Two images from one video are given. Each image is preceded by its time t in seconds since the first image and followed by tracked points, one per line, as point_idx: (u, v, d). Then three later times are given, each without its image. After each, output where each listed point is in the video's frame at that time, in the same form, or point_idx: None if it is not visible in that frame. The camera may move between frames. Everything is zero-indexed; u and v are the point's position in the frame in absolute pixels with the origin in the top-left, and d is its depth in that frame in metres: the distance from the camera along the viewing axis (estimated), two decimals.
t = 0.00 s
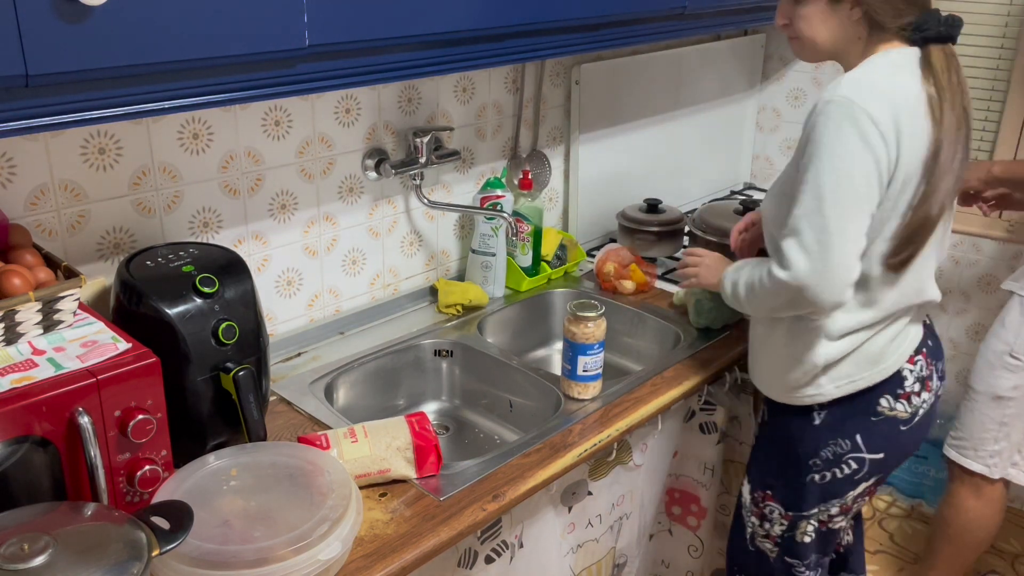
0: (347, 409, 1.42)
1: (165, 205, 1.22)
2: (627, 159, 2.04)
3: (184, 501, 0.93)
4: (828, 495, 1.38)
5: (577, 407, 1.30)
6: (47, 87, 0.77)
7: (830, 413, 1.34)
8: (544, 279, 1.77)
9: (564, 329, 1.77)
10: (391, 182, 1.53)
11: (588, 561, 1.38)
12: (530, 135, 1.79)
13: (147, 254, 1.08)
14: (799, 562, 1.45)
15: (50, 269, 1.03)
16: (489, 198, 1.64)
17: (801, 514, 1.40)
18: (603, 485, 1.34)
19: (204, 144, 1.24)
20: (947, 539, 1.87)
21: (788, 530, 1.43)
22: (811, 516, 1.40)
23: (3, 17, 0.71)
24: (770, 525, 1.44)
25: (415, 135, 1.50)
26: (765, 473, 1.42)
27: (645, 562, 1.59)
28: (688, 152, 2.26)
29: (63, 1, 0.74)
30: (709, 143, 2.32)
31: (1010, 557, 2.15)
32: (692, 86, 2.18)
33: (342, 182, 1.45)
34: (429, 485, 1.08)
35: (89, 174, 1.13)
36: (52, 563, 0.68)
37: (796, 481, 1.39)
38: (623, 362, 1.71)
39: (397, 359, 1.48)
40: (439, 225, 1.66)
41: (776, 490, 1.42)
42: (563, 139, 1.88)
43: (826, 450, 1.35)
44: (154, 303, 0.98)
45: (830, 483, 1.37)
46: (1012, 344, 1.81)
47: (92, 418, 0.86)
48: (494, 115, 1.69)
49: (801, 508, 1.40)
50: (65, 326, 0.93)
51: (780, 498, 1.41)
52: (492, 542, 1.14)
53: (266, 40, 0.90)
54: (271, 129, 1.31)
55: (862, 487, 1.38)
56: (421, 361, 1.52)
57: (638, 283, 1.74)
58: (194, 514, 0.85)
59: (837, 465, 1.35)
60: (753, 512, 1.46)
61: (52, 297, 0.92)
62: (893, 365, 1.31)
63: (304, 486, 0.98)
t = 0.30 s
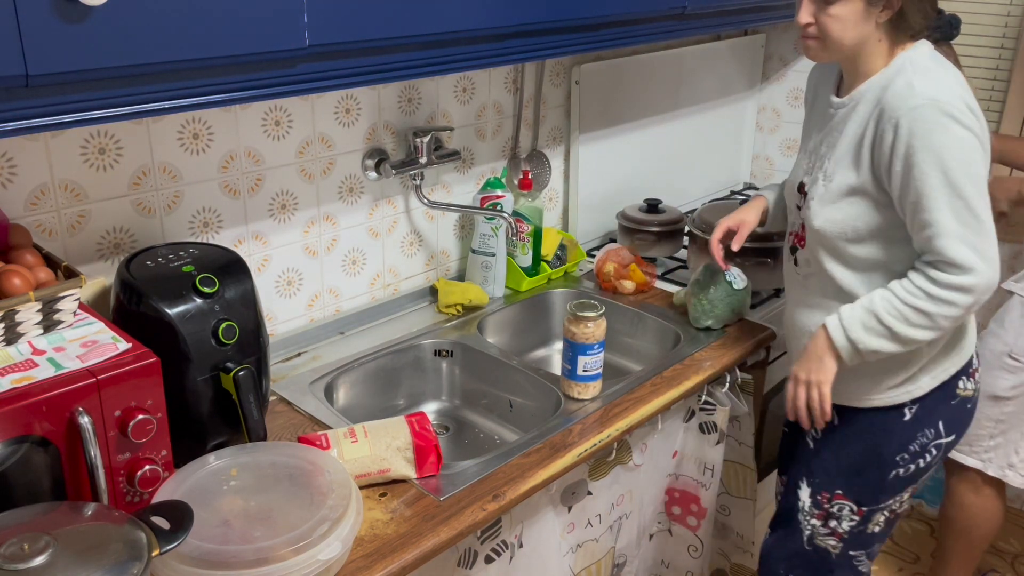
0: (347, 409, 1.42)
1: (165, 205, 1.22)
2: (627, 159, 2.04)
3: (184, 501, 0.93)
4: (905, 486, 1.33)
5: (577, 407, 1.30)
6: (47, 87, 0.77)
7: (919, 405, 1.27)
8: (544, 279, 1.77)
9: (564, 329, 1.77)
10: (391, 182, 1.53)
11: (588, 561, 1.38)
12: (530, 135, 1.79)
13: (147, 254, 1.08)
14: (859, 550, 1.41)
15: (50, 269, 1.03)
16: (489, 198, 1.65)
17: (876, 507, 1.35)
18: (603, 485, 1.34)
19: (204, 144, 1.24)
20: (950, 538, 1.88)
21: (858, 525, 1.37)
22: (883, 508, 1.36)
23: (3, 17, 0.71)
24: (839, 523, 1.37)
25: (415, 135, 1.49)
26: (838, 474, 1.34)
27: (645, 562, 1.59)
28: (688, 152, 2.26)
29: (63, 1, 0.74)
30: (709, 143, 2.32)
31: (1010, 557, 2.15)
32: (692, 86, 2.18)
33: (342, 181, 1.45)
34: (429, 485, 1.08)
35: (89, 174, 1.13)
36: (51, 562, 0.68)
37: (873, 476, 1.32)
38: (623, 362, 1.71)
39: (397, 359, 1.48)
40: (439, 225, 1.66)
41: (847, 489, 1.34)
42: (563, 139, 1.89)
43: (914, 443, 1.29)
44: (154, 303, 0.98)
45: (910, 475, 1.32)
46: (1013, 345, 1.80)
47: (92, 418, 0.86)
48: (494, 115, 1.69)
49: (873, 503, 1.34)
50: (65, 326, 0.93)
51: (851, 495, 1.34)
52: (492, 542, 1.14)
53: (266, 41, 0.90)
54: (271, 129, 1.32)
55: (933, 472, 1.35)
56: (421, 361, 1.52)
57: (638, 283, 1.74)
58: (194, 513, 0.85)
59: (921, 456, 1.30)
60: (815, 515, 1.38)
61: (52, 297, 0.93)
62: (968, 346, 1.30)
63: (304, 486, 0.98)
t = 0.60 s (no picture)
0: (347, 409, 1.42)
1: (165, 205, 1.22)
2: (627, 159, 2.04)
3: (184, 501, 0.93)
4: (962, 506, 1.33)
5: (577, 407, 1.30)
6: (47, 87, 0.77)
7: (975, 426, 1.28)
8: (544, 279, 1.77)
9: (564, 329, 1.77)
10: (391, 182, 1.53)
11: (588, 561, 1.38)
12: (530, 135, 1.79)
13: (147, 254, 1.08)
14: None
15: (50, 269, 1.03)
16: (489, 198, 1.65)
17: (942, 534, 1.33)
18: (604, 485, 1.34)
19: (204, 144, 1.24)
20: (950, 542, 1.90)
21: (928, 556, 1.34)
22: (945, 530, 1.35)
23: (3, 16, 0.71)
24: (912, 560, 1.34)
25: (415, 135, 1.49)
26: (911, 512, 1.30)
27: (644, 563, 1.59)
28: (688, 153, 2.26)
29: (64, 1, 0.74)
30: (709, 143, 2.32)
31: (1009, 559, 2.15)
32: (692, 87, 2.18)
33: (342, 181, 1.45)
34: (429, 485, 1.08)
35: (89, 174, 1.13)
36: (51, 562, 0.68)
37: (944, 506, 1.30)
38: (624, 362, 1.71)
39: (397, 359, 1.48)
40: (439, 225, 1.66)
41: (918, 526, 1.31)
42: (563, 139, 1.88)
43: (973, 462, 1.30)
44: (154, 303, 0.98)
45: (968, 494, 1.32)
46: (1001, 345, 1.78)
47: (92, 418, 0.86)
48: (494, 115, 1.69)
49: (941, 531, 1.33)
50: (65, 326, 0.93)
51: (923, 531, 1.31)
52: (492, 542, 1.14)
53: (267, 40, 0.90)
54: (271, 129, 1.32)
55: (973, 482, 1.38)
56: (421, 361, 1.52)
57: (638, 283, 1.74)
58: (194, 513, 0.85)
59: (977, 472, 1.32)
60: (890, 562, 1.33)
61: (52, 296, 0.93)
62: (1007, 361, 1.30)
63: (304, 486, 0.98)
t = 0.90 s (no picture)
0: (347, 409, 1.42)
1: (165, 205, 1.22)
2: (627, 159, 2.04)
3: (184, 501, 0.93)
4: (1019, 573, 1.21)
5: (577, 407, 1.30)
6: (48, 87, 0.77)
7: None
8: (544, 280, 1.77)
9: (564, 329, 1.77)
10: (391, 182, 1.53)
11: (588, 561, 1.38)
12: (530, 135, 1.79)
13: (147, 254, 1.08)
14: None
15: (50, 269, 1.03)
16: (489, 198, 1.64)
17: None
18: (604, 485, 1.34)
19: (204, 144, 1.24)
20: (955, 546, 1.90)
21: None
22: None
23: (3, 17, 0.71)
24: None
25: (415, 135, 1.49)
26: None
27: (644, 563, 1.59)
28: (688, 153, 2.26)
29: (64, 2, 0.74)
30: (709, 143, 2.32)
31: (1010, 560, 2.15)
32: (692, 87, 2.18)
33: (342, 182, 1.45)
34: (429, 485, 1.08)
35: (89, 174, 1.13)
36: (51, 562, 0.68)
37: None
38: (624, 362, 1.71)
39: (397, 359, 1.48)
40: (439, 225, 1.66)
41: None
42: (563, 139, 1.89)
43: None
44: (154, 303, 0.98)
45: None
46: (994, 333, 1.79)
47: (92, 418, 0.86)
48: (494, 115, 1.69)
49: None
50: (66, 326, 0.93)
51: None
52: (492, 542, 1.14)
53: (266, 40, 0.90)
54: (271, 129, 1.32)
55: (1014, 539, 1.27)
56: (421, 361, 1.52)
57: (638, 283, 1.74)
58: (194, 513, 0.85)
59: None
60: None
61: (52, 296, 0.93)
62: None
63: (304, 486, 0.98)
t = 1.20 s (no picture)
0: (347, 410, 1.42)
1: (165, 205, 1.22)
2: (627, 159, 2.04)
3: (184, 501, 0.93)
4: None
5: (577, 407, 1.30)
6: (48, 87, 0.77)
7: None
8: (544, 280, 1.77)
9: (564, 329, 1.76)
10: (391, 182, 1.53)
11: (588, 561, 1.38)
12: (529, 135, 1.79)
13: (147, 254, 1.08)
14: None
15: (50, 269, 1.03)
16: (489, 198, 1.64)
17: None
18: (604, 485, 1.34)
19: (204, 144, 1.24)
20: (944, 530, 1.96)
21: None
22: None
23: (3, 17, 0.71)
24: None
25: (415, 135, 1.49)
26: None
27: (644, 563, 1.59)
28: (688, 153, 2.26)
29: (64, 2, 0.74)
30: (709, 143, 2.32)
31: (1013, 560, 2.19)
32: (692, 86, 2.18)
33: (341, 182, 1.45)
34: (429, 485, 1.08)
35: (89, 174, 1.13)
36: (51, 562, 0.68)
37: None
38: (623, 362, 1.71)
39: (397, 359, 1.48)
40: (439, 225, 1.66)
41: None
42: (563, 139, 1.88)
43: None
44: (154, 303, 0.98)
45: None
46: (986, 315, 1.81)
47: (92, 418, 0.86)
48: (494, 115, 1.69)
49: None
50: (66, 326, 0.93)
51: None
52: (492, 542, 1.14)
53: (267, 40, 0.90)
54: (271, 129, 1.32)
55: None
56: (421, 361, 1.52)
57: (638, 283, 1.74)
58: (194, 513, 0.85)
59: None
60: None
61: (52, 297, 0.92)
62: None
63: (304, 486, 0.98)
